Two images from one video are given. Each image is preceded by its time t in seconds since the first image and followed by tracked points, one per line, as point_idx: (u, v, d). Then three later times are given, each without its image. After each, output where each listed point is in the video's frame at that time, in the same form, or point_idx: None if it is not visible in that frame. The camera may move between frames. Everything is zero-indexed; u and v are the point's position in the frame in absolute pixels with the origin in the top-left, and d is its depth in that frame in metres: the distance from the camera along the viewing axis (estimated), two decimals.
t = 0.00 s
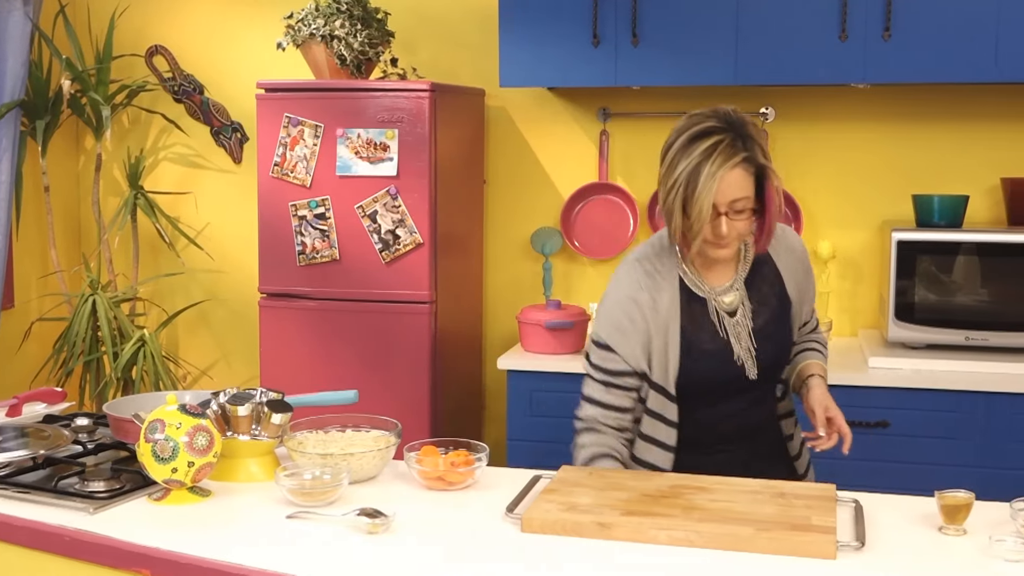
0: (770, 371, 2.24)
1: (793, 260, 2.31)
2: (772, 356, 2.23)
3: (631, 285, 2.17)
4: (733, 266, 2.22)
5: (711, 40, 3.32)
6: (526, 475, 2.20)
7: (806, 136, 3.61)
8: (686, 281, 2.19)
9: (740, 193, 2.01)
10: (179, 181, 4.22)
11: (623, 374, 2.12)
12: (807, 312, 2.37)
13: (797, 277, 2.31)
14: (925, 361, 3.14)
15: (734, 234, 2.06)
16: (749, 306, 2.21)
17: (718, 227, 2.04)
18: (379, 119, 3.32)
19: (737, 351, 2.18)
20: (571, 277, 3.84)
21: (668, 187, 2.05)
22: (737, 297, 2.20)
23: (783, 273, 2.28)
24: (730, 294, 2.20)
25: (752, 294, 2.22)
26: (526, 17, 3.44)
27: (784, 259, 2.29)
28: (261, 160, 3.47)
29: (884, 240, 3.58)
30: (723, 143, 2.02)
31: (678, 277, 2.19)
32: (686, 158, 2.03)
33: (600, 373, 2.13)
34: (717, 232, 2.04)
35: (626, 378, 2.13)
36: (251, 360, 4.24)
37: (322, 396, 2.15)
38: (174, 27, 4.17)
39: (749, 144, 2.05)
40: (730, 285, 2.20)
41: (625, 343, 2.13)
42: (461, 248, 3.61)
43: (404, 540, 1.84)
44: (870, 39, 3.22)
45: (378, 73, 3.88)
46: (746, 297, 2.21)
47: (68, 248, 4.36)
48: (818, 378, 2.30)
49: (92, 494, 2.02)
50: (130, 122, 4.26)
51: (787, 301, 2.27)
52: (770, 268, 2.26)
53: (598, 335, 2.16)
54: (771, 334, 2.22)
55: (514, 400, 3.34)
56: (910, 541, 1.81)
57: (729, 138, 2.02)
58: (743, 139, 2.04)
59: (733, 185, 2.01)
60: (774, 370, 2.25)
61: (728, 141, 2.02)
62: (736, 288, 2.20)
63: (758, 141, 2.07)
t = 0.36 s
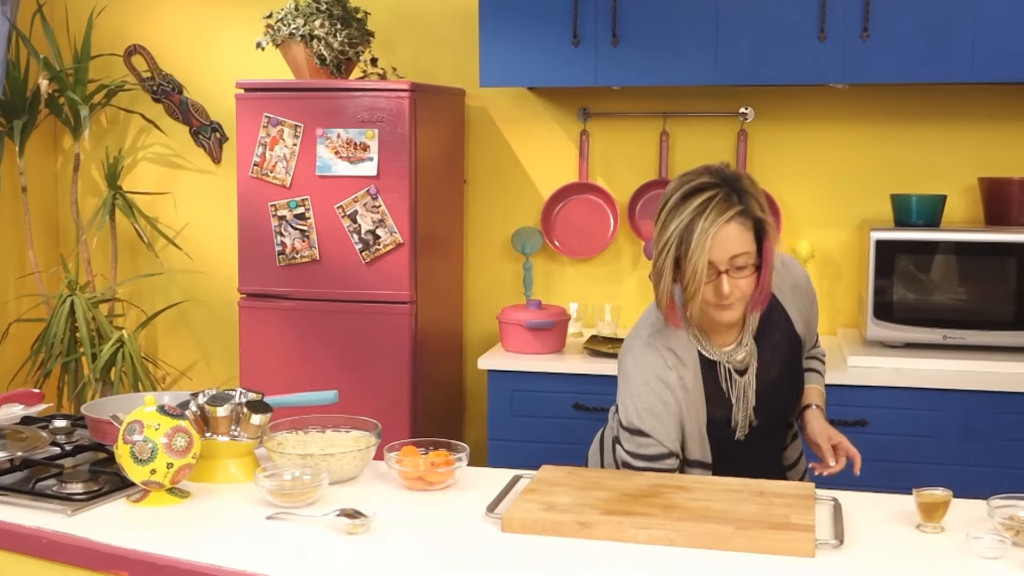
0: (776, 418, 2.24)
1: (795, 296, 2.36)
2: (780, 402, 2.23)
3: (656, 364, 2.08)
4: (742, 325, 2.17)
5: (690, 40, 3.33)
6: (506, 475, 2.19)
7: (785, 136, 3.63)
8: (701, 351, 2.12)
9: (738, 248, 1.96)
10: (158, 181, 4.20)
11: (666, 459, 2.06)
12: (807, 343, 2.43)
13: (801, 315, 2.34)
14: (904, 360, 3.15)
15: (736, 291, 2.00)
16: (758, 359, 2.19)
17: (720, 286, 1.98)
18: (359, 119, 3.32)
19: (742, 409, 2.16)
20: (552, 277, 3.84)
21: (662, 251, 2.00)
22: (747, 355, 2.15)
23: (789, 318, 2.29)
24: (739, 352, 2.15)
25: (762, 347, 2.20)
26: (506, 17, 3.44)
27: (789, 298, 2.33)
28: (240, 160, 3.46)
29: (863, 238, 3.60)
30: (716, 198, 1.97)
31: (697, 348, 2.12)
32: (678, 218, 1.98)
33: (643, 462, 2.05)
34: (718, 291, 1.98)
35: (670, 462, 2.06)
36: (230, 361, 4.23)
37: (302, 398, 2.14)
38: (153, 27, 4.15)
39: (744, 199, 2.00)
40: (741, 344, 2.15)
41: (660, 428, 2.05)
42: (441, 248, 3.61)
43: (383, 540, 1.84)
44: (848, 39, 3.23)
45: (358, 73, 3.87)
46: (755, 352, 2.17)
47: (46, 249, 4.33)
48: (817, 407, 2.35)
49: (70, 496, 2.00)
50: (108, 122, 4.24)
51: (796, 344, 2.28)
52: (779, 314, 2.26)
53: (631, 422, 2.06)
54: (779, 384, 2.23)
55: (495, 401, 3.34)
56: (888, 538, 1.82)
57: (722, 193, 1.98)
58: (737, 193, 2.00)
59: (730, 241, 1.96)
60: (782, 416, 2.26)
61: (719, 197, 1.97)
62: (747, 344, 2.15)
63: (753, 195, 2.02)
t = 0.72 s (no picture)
0: (760, 432, 2.25)
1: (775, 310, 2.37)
2: (763, 417, 2.25)
3: (636, 375, 2.09)
4: (723, 334, 2.19)
5: (659, 40, 3.34)
6: (477, 476, 2.19)
7: (755, 137, 3.64)
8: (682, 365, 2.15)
9: (706, 255, 1.99)
10: (127, 181, 4.18)
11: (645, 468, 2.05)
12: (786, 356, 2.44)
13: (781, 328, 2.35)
14: (872, 359, 3.14)
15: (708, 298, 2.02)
16: (738, 373, 2.21)
17: (690, 292, 2.01)
18: (330, 119, 3.31)
19: (723, 421, 2.17)
20: (524, 277, 3.84)
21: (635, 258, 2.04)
22: (726, 367, 2.17)
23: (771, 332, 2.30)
24: (719, 365, 2.17)
25: (743, 362, 2.22)
26: (477, 17, 3.44)
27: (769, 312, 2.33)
28: (209, 159, 3.44)
29: (832, 238, 3.62)
30: (686, 205, 2.00)
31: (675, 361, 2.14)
32: (649, 225, 2.02)
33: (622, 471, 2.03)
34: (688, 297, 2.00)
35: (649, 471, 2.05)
36: (200, 362, 4.21)
37: (271, 398, 2.12)
38: (121, 26, 4.12)
39: (715, 207, 2.03)
40: (721, 353, 2.17)
41: (640, 439, 2.05)
42: (412, 248, 3.60)
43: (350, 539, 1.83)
44: (817, 40, 3.25)
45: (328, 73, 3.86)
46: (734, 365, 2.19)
47: (13, 250, 4.29)
48: (792, 427, 2.37)
49: (37, 499, 1.98)
50: (76, 122, 4.20)
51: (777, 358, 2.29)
52: (760, 329, 2.27)
53: (610, 430, 2.05)
54: (762, 399, 2.24)
55: (467, 401, 3.34)
56: (857, 536, 1.82)
57: (691, 201, 2.01)
58: (708, 201, 2.02)
59: (698, 247, 1.98)
60: (765, 430, 2.27)
61: (689, 203, 2.01)
62: (726, 356, 2.18)
63: (726, 203, 2.04)
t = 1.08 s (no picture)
0: (730, 432, 2.28)
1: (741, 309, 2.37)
2: (732, 418, 2.27)
3: (599, 379, 2.09)
4: (685, 334, 2.21)
5: (632, 40, 3.35)
6: (451, 476, 2.17)
7: (728, 137, 3.66)
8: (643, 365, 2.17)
9: (651, 249, 2.02)
10: (98, 181, 4.15)
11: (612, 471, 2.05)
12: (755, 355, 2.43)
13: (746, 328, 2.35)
14: (843, 357, 3.15)
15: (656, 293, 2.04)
16: (702, 373, 2.23)
17: (638, 288, 2.04)
18: (303, 119, 3.30)
19: (686, 422, 2.20)
20: (498, 277, 3.84)
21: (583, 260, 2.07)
22: (689, 368, 2.19)
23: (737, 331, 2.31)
24: (682, 365, 2.19)
25: (707, 362, 2.24)
26: (450, 16, 3.44)
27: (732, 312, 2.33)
28: (181, 159, 3.42)
29: (804, 238, 3.64)
30: (628, 203, 2.04)
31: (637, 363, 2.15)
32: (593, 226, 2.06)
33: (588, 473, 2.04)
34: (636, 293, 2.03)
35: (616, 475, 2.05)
36: (172, 363, 4.19)
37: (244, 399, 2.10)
38: (92, 25, 4.10)
39: (659, 204, 2.06)
40: (683, 353, 2.19)
41: (606, 442, 2.04)
42: (386, 248, 3.59)
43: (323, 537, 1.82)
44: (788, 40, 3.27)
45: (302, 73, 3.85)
46: (697, 365, 2.21)
47: None
48: (763, 426, 2.36)
49: (7, 502, 1.95)
50: (47, 122, 4.17)
51: (743, 357, 2.30)
52: (724, 329, 2.28)
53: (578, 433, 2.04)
54: (729, 399, 2.26)
55: (441, 401, 3.33)
56: (830, 534, 1.82)
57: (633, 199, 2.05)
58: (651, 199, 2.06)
59: (642, 242, 2.02)
60: (734, 430, 2.30)
61: (631, 201, 2.05)
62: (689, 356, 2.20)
63: (671, 201, 2.08)
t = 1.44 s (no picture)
0: (698, 374, 2.21)
1: (732, 260, 2.27)
2: (703, 359, 2.20)
3: (555, 282, 2.20)
4: (659, 261, 2.21)
5: (615, 42, 3.35)
6: (435, 475, 2.15)
7: (712, 137, 3.67)
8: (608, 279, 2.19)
9: (604, 153, 2.08)
10: (80, 181, 4.13)
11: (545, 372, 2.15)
12: (747, 316, 2.31)
13: (732, 277, 2.26)
14: (824, 357, 3.20)
15: (609, 197, 2.08)
16: (672, 306, 2.19)
17: (591, 192, 2.09)
18: (286, 119, 3.29)
19: (646, 347, 2.17)
20: (482, 277, 3.84)
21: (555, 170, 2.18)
22: (656, 295, 2.18)
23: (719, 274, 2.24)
24: (650, 291, 2.18)
25: (678, 296, 2.20)
26: (435, 16, 3.43)
27: (717, 257, 2.26)
28: (164, 159, 3.41)
29: (787, 238, 3.65)
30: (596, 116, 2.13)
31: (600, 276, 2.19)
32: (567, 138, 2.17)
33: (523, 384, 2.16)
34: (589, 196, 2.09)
35: (548, 378, 2.15)
36: (155, 363, 4.17)
37: (227, 399, 2.09)
38: (73, 25, 4.08)
39: (629, 117, 2.12)
40: (654, 280, 2.19)
41: (554, 347, 2.15)
42: (370, 249, 3.59)
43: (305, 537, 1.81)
44: (771, 41, 3.29)
45: (285, 73, 3.84)
46: (667, 295, 2.18)
47: None
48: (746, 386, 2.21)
49: None
50: (28, 121, 4.15)
51: (723, 305, 2.23)
52: (703, 269, 2.23)
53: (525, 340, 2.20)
54: (699, 339, 2.20)
55: (426, 401, 3.33)
56: (813, 533, 1.82)
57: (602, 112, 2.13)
58: (621, 114, 2.13)
59: (598, 147, 2.09)
60: (707, 374, 2.22)
61: (599, 114, 2.13)
62: (660, 286, 2.18)
63: (645, 116, 2.12)
